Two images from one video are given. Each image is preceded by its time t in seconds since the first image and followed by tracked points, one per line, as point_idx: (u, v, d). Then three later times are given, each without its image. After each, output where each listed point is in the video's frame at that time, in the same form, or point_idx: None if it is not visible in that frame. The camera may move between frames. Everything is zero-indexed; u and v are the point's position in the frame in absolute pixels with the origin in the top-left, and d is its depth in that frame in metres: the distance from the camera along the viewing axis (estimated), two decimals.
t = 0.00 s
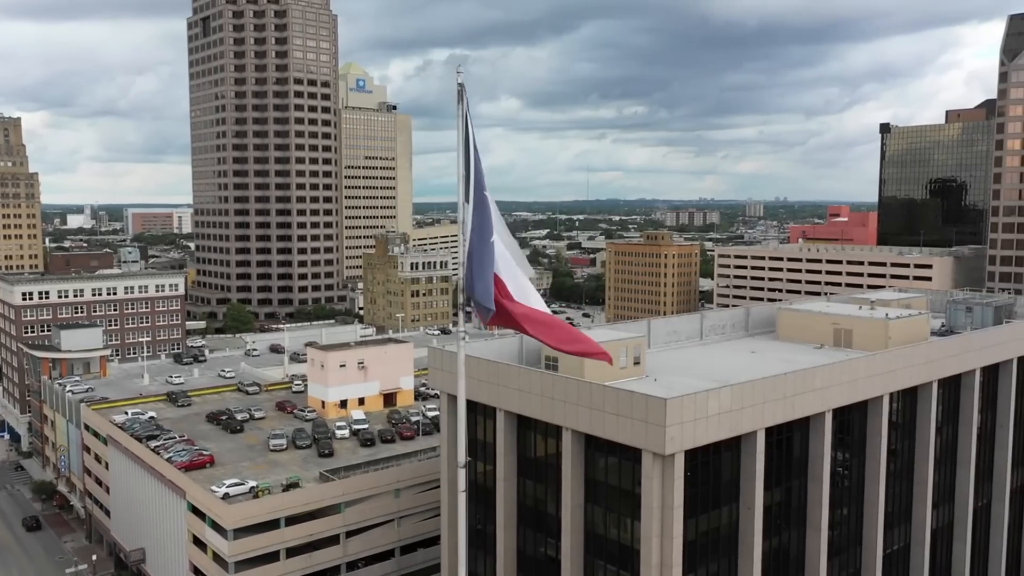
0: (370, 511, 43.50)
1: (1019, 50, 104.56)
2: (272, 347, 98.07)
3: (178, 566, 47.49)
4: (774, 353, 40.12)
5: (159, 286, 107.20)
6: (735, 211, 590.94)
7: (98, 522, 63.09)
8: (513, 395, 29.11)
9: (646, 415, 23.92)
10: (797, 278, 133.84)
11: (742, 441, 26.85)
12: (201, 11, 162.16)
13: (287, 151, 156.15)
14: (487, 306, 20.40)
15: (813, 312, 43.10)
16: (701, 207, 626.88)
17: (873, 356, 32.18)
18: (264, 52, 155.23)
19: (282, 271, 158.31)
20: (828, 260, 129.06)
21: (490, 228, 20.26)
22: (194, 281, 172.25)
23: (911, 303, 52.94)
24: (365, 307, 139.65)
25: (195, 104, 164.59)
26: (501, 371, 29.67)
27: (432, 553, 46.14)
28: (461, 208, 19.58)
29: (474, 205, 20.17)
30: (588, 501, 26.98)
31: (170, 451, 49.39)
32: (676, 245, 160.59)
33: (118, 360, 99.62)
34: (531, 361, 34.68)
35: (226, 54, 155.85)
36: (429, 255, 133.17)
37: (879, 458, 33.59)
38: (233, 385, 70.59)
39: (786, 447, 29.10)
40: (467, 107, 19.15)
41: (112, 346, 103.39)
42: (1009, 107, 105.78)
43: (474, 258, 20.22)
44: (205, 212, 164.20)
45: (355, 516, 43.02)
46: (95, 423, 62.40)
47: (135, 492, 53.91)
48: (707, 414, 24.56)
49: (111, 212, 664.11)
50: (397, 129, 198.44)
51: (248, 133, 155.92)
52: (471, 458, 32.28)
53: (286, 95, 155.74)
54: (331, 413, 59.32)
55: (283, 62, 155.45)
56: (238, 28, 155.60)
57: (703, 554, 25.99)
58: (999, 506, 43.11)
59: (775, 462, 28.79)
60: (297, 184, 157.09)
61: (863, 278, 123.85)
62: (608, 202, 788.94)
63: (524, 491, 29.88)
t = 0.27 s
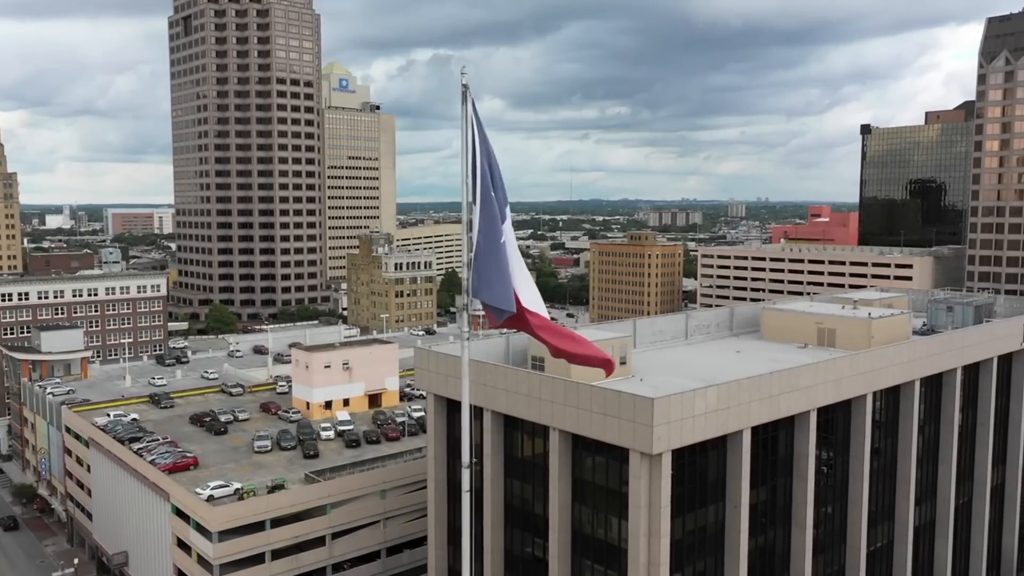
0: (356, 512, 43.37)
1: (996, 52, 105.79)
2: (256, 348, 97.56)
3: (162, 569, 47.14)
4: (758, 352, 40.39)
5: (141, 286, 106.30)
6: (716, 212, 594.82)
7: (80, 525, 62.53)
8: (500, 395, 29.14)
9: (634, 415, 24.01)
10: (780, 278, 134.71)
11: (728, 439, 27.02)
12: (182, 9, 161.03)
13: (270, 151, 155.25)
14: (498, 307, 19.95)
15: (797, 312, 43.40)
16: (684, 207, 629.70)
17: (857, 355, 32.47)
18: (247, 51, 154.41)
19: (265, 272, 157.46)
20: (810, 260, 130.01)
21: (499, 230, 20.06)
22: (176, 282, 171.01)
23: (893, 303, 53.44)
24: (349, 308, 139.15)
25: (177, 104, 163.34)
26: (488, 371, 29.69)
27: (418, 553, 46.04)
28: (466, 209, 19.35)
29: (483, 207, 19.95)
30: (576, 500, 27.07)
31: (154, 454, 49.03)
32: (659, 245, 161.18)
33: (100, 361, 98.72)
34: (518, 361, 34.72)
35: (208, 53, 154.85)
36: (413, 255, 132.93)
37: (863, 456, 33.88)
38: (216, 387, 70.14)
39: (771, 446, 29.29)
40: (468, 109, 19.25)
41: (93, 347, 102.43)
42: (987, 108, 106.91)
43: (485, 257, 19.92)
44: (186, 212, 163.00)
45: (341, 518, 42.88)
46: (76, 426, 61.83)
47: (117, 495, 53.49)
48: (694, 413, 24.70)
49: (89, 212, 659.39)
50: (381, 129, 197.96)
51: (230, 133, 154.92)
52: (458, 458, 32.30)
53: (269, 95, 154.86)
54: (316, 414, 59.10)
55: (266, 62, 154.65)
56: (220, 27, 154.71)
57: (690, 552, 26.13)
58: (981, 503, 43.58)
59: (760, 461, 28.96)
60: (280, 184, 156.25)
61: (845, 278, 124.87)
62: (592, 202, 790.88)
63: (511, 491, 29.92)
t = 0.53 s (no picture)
0: (340, 514, 43.19)
1: (973, 54, 107.19)
2: (237, 349, 96.85)
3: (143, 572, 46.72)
4: (741, 351, 40.65)
5: (120, 287, 105.21)
6: (697, 212, 598.12)
7: (59, 529, 61.82)
8: (486, 395, 29.11)
9: (619, 415, 24.12)
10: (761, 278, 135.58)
11: (712, 438, 27.21)
12: (160, 8, 159.55)
13: (250, 150, 154.22)
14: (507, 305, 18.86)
15: (779, 312, 43.70)
16: (664, 207, 633.06)
17: (839, 354, 32.79)
18: (227, 50, 153.34)
19: (246, 272, 156.41)
20: (791, 260, 131.00)
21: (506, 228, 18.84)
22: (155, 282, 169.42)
23: (873, 302, 53.97)
24: (331, 308, 138.54)
25: (155, 103, 161.77)
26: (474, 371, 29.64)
27: (402, 554, 45.95)
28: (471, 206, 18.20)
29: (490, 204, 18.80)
30: (561, 500, 27.13)
31: (134, 456, 48.55)
32: (641, 245, 161.70)
33: (78, 363, 97.62)
34: (502, 361, 34.70)
35: (187, 52, 153.51)
36: (396, 255, 132.52)
37: (845, 454, 34.20)
38: (197, 388, 69.53)
39: (754, 445, 29.51)
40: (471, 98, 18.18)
41: (71, 349, 101.28)
42: (964, 109, 108.18)
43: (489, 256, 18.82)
44: (165, 212, 161.47)
45: (324, 519, 42.70)
46: (55, 428, 61.10)
47: (97, 497, 52.95)
48: (679, 413, 24.84)
49: (66, 212, 652.18)
50: (362, 129, 197.32)
51: (210, 132, 153.65)
52: (443, 458, 32.24)
53: (249, 94, 153.78)
54: (298, 415, 58.80)
55: (246, 60, 153.64)
56: (199, 26, 153.49)
57: (675, 551, 26.28)
58: (959, 500, 44.12)
59: (744, 459, 29.16)
60: (261, 184, 155.33)
61: (825, 278, 125.91)
62: (574, 202, 793.02)
63: (496, 491, 29.92)
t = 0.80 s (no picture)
0: (326, 515, 43.05)
1: (952, 57, 108.45)
2: (220, 350, 96.26)
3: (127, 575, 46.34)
4: (726, 351, 40.89)
5: (102, 288, 104.30)
6: (681, 212, 601.18)
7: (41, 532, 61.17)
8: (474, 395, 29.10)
9: (607, 414, 24.18)
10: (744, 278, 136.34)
11: (699, 437, 27.35)
12: (141, 6, 158.30)
13: (233, 150, 153.29)
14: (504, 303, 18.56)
15: (763, 311, 43.98)
16: (648, 207, 635.77)
17: (824, 353, 33.04)
18: (209, 49, 152.37)
19: (229, 273, 155.49)
20: (774, 260, 131.85)
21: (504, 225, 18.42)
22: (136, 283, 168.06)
23: (856, 301, 54.43)
24: (315, 309, 137.97)
25: (136, 102, 160.40)
26: (461, 372, 29.60)
27: (389, 555, 45.85)
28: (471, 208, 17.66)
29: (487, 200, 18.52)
30: (549, 499, 27.19)
31: (118, 458, 48.14)
32: (625, 245, 162.12)
33: (59, 365, 96.70)
34: (489, 362, 34.70)
35: (169, 51, 152.36)
36: (381, 256, 132.14)
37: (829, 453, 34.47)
38: (181, 389, 69.02)
39: (740, 443, 29.69)
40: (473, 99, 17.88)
41: (52, 350, 100.30)
42: (944, 111, 109.28)
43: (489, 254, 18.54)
44: (146, 212, 160.07)
45: (311, 520, 42.53)
46: (36, 430, 60.44)
47: (79, 500, 52.45)
48: (666, 412, 24.96)
49: (46, 212, 645.89)
50: (346, 129, 196.73)
51: (192, 132, 152.54)
52: (430, 459, 32.22)
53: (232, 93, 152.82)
54: (283, 416, 58.52)
55: (229, 60, 152.75)
56: (181, 25, 152.42)
57: (662, 549, 26.40)
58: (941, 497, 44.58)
59: (731, 458, 29.33)
60: (244, 184, 154.49)
61: (807, 278, 126.79)
62: (558, 202, 794.82)
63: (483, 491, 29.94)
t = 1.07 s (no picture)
0: (311, 516, 42.86)
1: (932, 58, 109.60)
2: (203, 351, 95.59)
3: None
4: (711, 350, 41.08)
5: (82, 288, 103.28)
6: (663, 212, 603.87)
7: (21, 535, 60.43)
8: (462, 395, 29.07)
9: (595, 414, 24.21)
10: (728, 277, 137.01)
11: (686, 436, 27.47)
12: (121, 5, 156.89)
13: (215, 150, 152.30)
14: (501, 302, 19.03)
15: (748, 311, 44.21)
16: (631, 207, 638.29)
17: (808, 352, 33.28)
18: (191, 48, 151.28)
19: (211, 273, 154.52)
20: (757, 260, 132.61)
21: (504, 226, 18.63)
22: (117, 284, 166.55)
23: (838, 300, 54.87)
24: (299, 309, 137.34)
25: (117, 101, 158.87)
26: (449, 372, 29.56)
27: (374, 556, 45.69)
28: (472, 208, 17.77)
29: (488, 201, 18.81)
30: (536, 498, 27.21)
31: (100, 460, 47.67)
32: (609, 245, 162.44)
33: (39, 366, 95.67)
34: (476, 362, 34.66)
35: (150, 49, 151.07)
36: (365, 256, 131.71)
37: (814, 451, 34.72)
38: (163, 391, 68.46)
39: (726, 442, 29.84)
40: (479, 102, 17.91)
41: (31, 352, 99.17)
42: (924, 111, 110.31)
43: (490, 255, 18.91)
44: (127, 212, 158.61)
45: (296, 521, 42.32)
46: (15, 432, 59.71)
47: (61, 502, 51.88)
48: (654, 411, 25.04)
49: (25, 212, 638.92)
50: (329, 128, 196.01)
51: (173, 131, 151.34)
52: (416, 459, 32.14)
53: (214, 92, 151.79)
54: (268, 417, 58.18)
55: (211, 59, 151.75)
56: (162, 23, 151.15)
57: (650, 547, 26.49)
58: (923, 494, 45.01)
59: (716, 457, 29.49)
60: (226, 184, 153.63)
61: (790, 278, 127.60)
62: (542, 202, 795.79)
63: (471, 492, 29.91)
